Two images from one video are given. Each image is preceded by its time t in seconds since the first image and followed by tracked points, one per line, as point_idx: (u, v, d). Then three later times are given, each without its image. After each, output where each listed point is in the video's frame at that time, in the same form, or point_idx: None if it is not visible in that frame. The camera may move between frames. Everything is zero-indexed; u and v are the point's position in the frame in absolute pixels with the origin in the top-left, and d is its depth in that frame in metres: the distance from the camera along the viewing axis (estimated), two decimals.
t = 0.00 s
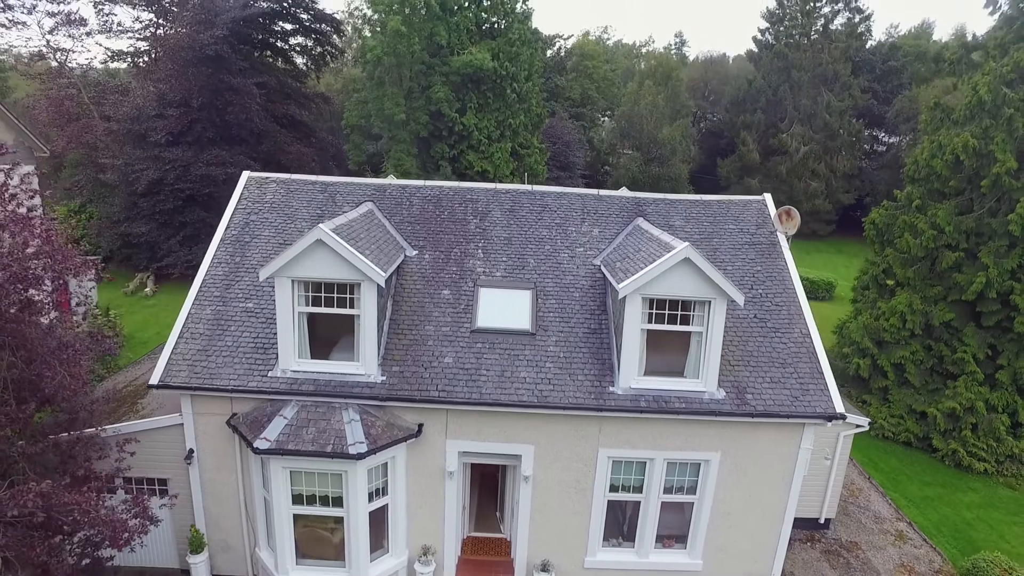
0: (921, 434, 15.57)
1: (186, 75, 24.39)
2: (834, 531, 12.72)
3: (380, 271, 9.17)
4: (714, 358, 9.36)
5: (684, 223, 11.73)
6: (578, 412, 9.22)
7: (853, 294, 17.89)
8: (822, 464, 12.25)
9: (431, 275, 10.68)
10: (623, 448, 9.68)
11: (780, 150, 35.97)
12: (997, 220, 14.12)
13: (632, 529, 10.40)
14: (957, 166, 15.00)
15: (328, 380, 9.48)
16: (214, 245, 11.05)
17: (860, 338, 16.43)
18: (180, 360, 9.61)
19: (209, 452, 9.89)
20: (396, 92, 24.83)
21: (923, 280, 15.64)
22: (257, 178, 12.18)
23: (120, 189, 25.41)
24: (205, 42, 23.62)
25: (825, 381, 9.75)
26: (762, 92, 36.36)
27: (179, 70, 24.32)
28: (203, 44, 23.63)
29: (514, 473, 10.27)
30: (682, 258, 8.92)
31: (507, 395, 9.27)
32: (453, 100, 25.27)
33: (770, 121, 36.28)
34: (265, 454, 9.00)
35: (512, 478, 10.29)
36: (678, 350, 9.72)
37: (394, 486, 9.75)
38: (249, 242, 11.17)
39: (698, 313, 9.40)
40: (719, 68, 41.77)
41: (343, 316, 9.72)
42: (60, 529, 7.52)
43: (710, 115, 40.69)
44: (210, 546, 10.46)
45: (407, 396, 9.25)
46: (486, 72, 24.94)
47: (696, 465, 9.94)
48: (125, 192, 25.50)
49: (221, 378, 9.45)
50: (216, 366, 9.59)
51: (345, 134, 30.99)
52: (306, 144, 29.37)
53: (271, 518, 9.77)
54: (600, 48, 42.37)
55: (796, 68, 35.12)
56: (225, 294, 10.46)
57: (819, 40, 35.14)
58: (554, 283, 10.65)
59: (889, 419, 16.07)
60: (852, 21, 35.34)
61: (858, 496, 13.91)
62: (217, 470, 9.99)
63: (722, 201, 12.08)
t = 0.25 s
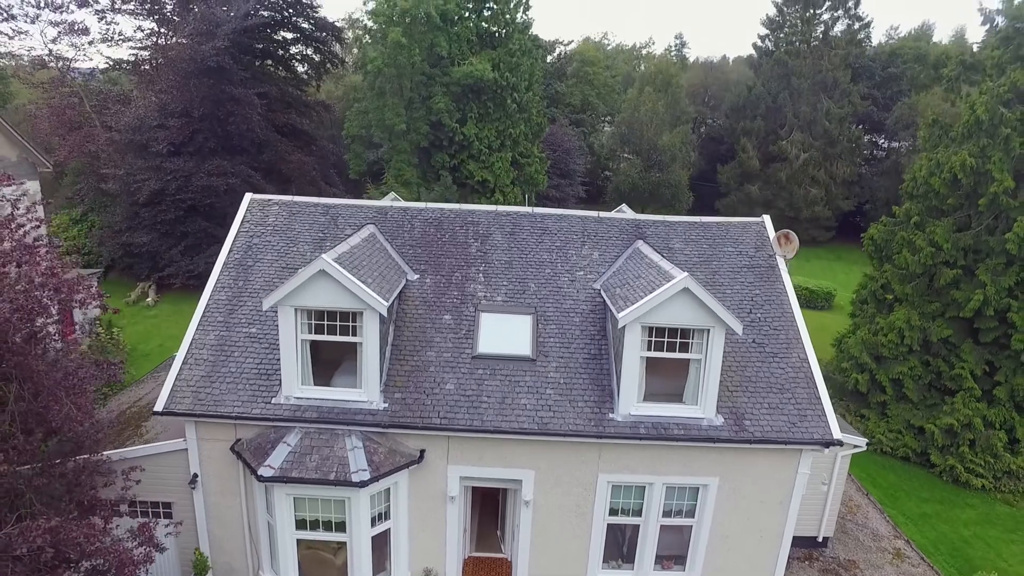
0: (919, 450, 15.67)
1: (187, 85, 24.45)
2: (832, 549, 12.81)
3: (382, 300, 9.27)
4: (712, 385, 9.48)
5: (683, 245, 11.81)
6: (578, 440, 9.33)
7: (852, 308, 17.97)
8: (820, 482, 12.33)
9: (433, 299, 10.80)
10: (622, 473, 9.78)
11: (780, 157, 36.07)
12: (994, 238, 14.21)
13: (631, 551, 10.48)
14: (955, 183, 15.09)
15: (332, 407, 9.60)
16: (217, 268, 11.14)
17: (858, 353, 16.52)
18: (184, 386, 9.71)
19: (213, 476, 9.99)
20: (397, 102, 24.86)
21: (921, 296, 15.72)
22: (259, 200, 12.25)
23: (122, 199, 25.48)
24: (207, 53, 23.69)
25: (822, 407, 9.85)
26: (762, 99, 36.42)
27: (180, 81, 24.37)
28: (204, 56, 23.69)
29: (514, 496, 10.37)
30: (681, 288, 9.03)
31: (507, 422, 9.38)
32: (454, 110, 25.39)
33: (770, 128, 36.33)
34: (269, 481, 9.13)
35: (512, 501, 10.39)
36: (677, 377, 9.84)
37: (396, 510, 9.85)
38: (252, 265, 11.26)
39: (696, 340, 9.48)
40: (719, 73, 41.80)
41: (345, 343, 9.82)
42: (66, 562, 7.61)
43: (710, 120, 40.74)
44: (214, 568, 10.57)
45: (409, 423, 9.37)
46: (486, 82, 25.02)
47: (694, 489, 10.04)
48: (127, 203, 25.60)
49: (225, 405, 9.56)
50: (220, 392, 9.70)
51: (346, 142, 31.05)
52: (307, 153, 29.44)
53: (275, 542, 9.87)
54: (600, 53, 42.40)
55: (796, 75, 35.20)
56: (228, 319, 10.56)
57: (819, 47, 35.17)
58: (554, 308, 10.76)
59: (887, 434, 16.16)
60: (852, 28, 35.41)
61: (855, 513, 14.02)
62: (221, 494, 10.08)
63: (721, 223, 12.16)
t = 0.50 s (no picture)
0: (916, 465, 15.76)
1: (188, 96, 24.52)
2: (830, 568, 12.88)
3: (382, 329, 9.36)
4: (710, 413, 9.56)
5: (682, 268, 11.89)
6: (577, 467, 9.44)
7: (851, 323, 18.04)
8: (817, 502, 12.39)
9: (433, 324, 10.89)
10: (621, 499, 9.87)
11: (779, 164, 36.14)
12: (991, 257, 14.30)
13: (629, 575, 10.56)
14: (952, 202, 15.16)
15: (333, 435, 9.69)
16: (219, 293, 11.22)
17: (856, 369, 16.60)
18: (186, 413, 9.80)
19: (215, 500, 10.07)
20: (397, 113, 24.93)
21: (919, 312, 15.80)
22: (260, 222, 12.31)
23: (123, 209, 25.53)
24: (207, 65, 23.74)
25: (819, 433, 9.94)
26: (761, 106, 36.47)
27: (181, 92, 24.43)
28: (205, 67, 23.74)
29: (514, 521, 10.46)
30: (679, 317, 9.12)
31: (507, 450, 9.49)
32: (453, 121, 25.49)
33: (770, 134, 36.38)
34: (271, 509, 9.23)
35: (512, 525, 10.48)
36: (675, 404, 9.92)
37: (397, 536, 9.94)
38: (253, 289, 11.35)
39: (694, 368, 9.56)
40: (719, 79, 41.83)
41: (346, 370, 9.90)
42: None
43: (710, 126, 40.77)
44: None
45: (410, 451, 9.47)
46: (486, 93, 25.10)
47: (692, 514, 10.12)
48: (127, 213, 25.66)
49: (227, 432, 9.64)
50: (222, 420, 9.79)
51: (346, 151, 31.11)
52: (307, 162, 29.49)
53: (276, 567, 9.95)
54: (600, 59, 42.41)
55: (795, 82, 35.26)
56: (230, 344, 10.64)
57: (819, 54, 35.20)
58: (553, 333, 10.86)
59: (884, 449, 16.25)
60: (851, 35, 35.46)
61: (853, 530, 14.09)
62: (223, 518, 10.17)
63: (719, 245, 12.23)
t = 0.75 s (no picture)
0: (913, 481, 15.85)
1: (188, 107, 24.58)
2: None
3: (381, 358, 9.46)
4: (706, 439, 9.65)
5: (679, 291, 11.96)
6: (574, 494, 9.53)
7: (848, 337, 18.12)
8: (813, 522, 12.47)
9: (432, 349, 10.98)
10: (618, 524, 9.95)
11: (778, 171, 36.24)
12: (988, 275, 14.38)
13: None
14: (948, 220, 15.23)
15: (333, 461, 9.78)
16: (219, 316, 11.29)
17: (853, 384, 16.68)
18: (187, 440, 9.89)
19: (216, 525, 10.15)
20: (397, 123, 24.99)
21: (916, 329, 15.87)
22: (260, 243, 12.37)
23: (123, 219, 25.58)
24: (207, 76, 23.79)
25: (814, 459, 10.03)
26: (760, 113, 36.54)
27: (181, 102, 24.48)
28: (205, 78, 23.78)
29: (512, 544, 10.54)
30: (676, 347, 9.21)
31: (505, 476, 9.58)
32: (452, 131, 25.58)
33: (768, 141, 36.44)
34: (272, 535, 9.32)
35: (510, 548, 10.56)
36: (672, 430, 9.99)
37: (395, 560, 10.02)
38: (254, 313, 11.42)
39: (691, 395, 9.63)
40: (718, 85, 41.90)
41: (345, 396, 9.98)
42: None
43: (709, 132, 40.84)
44: None
45: (409, 478, 9.56)
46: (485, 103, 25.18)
47: (689, 537, 10.21)
48: (127, 223, 25.71)
49: (229, 459, 9.72)
50: (223, 446, 9.87)
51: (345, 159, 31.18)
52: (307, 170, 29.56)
53: None
54: (600, 65, 42.47)
55: (794, 89, 35.31)
56: (230, 369, 10.72)
57: (818, 61, 35.26)
58: (551, 357, 10.96)
59: (881, 464, 16.34)
60: (850, 43, 35.55)
61: (850, 546, 14.18)
62: (224, 542, 10.24)
63: (717, 267, 12.30)
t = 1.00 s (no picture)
0: (910, 496, 15.93)
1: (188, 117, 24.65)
2: None
3: (382, 386, 9.55)
4: (704, 466, 9.73)
5: (677, 313, 12.05)
6: (572, 520, 9.62)
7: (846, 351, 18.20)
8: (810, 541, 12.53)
9: (432, 373, 11.08)
10: (616, 548, 10.03)
11: (777, 178, 36.31)
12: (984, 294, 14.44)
13: None
14: (946, 238, 15.29)
15: (334, 487, 9.87)
16: (220, 340, 11.38)
17: (851, 399, 16.76)
18: (189, 465, 9.97)
19: (217, 548, 10.22)
20: (397, 134, 25.08)
21: (914, 345, 15.93)
22: (260, 265, 12.44)
23: (123, 229, 25.66)
24: (207, 87, 23.84)
25: (811, 484, 10.11)
26: (759, 120, 36.60)
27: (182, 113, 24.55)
28: (205, 89, 23.83)
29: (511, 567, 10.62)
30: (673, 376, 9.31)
31: (504, 503, 9.67)
32: (452, 141, 25.66)
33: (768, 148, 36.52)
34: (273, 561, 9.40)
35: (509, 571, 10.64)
36: (670, 456, 10.07)
37: None
38: (255, 336, 11.50)
39: (688, 422, 9.73)
40: (717, 91, 41.94)
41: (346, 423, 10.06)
42: None
43: (709, 138, 40.91)
44: None
45: (409, 504, 9.65)
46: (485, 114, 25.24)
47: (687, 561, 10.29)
48: (128, 233, 25.78)
49: (230, 485, 9.81)
50: (224, 472, 9.96)
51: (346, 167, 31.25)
52: (307, 179, 29.63)
53: None
54: (599, 71, 42.52)
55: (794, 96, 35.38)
56: (232, 393, 10.81)
57: (817, 68, 35.32)
58: (550, 382, 11.06)
59: (878, 480, 16.42)
60: (849, 50, 35.61)
61: (847, 563, 14.27)
62: (225, 565, 10.33)
63: (715, 289, 12.38)
